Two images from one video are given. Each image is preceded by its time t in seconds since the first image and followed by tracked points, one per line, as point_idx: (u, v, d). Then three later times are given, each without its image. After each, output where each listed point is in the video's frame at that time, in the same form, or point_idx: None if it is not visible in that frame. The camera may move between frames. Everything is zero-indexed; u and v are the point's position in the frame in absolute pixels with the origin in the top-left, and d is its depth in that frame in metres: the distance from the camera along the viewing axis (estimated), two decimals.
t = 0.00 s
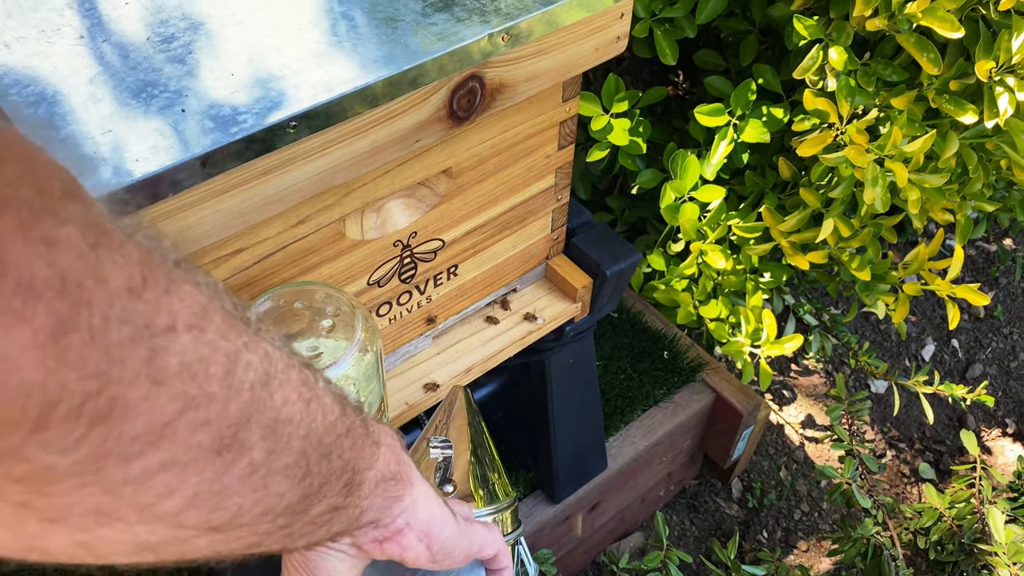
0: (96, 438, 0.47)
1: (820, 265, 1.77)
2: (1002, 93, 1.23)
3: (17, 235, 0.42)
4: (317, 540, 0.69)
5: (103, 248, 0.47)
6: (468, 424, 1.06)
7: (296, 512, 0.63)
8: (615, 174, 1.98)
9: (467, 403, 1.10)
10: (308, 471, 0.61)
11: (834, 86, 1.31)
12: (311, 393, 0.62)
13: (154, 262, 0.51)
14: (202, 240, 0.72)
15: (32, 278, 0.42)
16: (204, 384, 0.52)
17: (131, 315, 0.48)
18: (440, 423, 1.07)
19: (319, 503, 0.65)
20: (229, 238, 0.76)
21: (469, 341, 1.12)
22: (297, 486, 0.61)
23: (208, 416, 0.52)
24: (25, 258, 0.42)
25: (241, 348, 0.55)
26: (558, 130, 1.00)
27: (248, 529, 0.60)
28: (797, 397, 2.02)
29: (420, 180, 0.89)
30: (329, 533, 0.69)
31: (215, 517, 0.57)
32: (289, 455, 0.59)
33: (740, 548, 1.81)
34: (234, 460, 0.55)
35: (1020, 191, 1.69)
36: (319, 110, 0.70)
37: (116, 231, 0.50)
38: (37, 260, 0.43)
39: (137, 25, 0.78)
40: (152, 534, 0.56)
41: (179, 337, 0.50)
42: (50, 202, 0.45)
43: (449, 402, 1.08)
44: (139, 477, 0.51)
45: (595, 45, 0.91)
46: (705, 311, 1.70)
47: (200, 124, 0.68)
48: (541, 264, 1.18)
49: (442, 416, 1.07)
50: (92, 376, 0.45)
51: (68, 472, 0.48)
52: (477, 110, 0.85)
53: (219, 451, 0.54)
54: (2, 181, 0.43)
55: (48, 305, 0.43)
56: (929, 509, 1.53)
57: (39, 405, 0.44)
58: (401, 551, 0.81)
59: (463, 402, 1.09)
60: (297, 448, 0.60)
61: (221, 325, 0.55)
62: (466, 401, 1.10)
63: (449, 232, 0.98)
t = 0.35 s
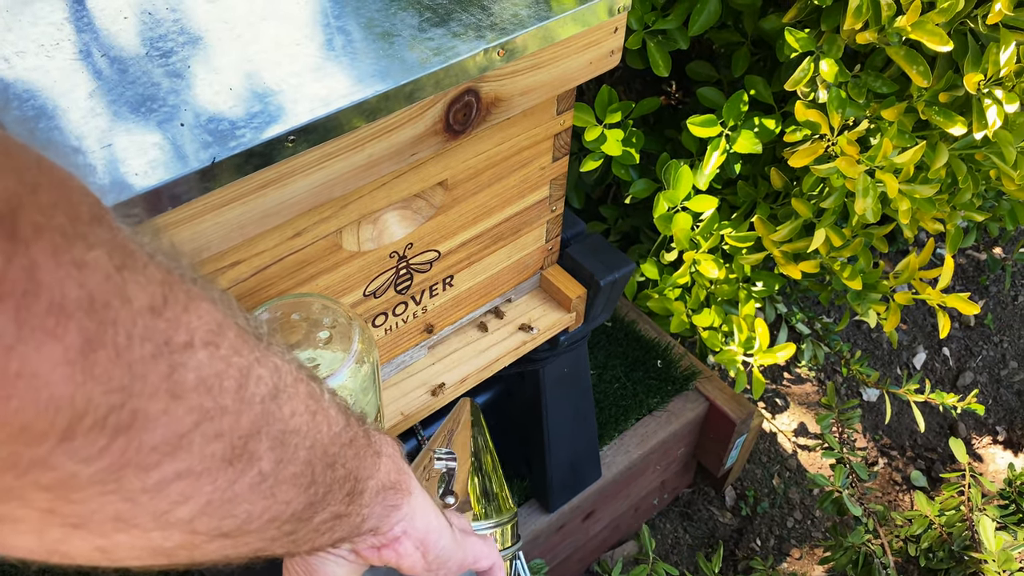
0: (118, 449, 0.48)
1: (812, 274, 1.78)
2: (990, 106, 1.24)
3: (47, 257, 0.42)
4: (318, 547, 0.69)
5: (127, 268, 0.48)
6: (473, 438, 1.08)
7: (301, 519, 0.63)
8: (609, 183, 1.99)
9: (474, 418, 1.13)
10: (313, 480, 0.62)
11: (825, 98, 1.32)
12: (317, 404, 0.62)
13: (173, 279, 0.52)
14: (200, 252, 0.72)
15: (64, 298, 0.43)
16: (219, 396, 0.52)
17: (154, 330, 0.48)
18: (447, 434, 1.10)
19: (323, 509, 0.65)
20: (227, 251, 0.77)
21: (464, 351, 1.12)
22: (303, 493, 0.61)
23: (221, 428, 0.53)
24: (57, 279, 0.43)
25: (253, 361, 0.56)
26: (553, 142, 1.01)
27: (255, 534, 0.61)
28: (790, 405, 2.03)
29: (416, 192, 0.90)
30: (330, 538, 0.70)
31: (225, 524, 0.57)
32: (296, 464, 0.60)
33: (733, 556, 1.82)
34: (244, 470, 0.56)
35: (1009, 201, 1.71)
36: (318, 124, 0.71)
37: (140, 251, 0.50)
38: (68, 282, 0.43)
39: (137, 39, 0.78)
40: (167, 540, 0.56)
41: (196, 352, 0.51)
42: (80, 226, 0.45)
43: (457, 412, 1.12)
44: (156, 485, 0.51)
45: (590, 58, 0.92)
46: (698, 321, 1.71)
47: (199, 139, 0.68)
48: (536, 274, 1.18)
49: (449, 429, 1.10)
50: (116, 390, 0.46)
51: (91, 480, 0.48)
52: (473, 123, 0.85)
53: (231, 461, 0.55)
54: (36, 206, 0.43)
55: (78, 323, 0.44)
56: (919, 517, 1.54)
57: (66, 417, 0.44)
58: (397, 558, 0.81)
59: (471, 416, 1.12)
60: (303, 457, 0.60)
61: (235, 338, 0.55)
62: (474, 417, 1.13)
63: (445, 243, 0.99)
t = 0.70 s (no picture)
0: (107, 457, 0.48)
1: (806, 277, 1.79)
2: (983, 109, 1.25)
3: (40, 267, 0.43)
4: (306, 552, 0.69)
5: (118, 278, 0.48)
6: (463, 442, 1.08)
7: (290, 526, 0.63)
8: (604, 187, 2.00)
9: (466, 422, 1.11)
10: (303, 488, 0.62)
11: (819, 100, 1.33)
12: (307, 413, 0.62)
13: (164, 287, 0.52)
14: (195, 253, 0.72)
15: (53, 308, 0.43)
16: (208, 405, 0.52)
17: (143, 340, 0.48)
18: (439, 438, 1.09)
19: (313, 516, 0.65)
20: (222, 251, 0.76)
21: (459, 353, 1.12)
22: (292, 501, 0.61)
23: (211, 436, 0.53)
24: (48, 289, 0.43)
25: (244, 370, 0.56)
26: (548, 144, 1.01)
27: (244, 542, 0.60)
28: (785, 408, 2.04)
29: (411, 194, 0.90)
30: (319, 545, 0.70)
31: (215, 531, 0.57)
32: (286, 473, 0.59)
33: (728, 558, 1.82)
34: (233, 478, 0.56)
35: (1002, 205, 1.72)
36: (312, 125, 0.71)
37: (132, 260, 0.50)
38: (59, 292, 0.44)
39: (133, 40, 0.78)
40: (155, 547, 0.56)
41: (186, 361, 0.51)
42: (71, 237, 0.45)
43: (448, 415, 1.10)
44: (145, 493, 0.51)
45: (584, 60, 0.92)
46: (693, 323, 1.71)
47: (195, 139, 0.68)
48: (531, 276, 1.18)
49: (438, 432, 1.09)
50: (106, 399, 0.46)
51: (78, 489, 0.48)
52: (468, 125, 0.86)
53: (220, 469, 0.54)
54: (28, 218, 0.43)
55: (68, 333, 0.44)
56: (913, 518, 1.54)
57: (55, 426, 0.44)
58: (387, 564, 0.80)
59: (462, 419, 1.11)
60: (292, 465, 0.60)
61: (226, 347, 0.55)
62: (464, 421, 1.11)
63: (440, 245, 0.99)
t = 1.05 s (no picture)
0: (96, 467, 0.48)
1: (803, 278, 1.80)
2: (979, 111, 1.25)
3: (32, 276, 0.43)
4: (294, 563, 0.70)
5: (110, 288, 0.48)
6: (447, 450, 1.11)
7: (279, 536, 0.63)
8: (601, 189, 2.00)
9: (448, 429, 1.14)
10: (290, 497, 0.62)
11: (815, 103, 1.33)
12: (297, 423, 0.62)
13: (156, 297, 0.52)
14: (195, 254, 0.73)
15: (46, 316, 0.44)
16: (196, 415, 0.52)
17: (134, 350, 0.49)
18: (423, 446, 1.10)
19: (301, 526, 0.65)
20: (223, 252, 0.77)
21: (458, 354, 1.13)
22: (280, 510, 0.61)
23: (201, 446, 0.53)
24: (40, 299, 0.43)
25: (233, 380, 0.56)
26: (547, 146, 1.02)
27: (233, 551, 0.61)
28: (782, 409, 2.05)
29: (410, 195, 0.91)
30: (307, 554, 0.70)
31: (203, 540, 0.57)
32: (275, 482, 0.60)
33: (726, 560, 1.82)
34: (222, 487, 0.56)
35: (998, 206, 1.73)
36: (311, 127, 0.71)
37: (124, 271, 0.50)
38: (51, 301, 0.44)
39: (134, 42, 0.79)
40: (144, 556, 0.56)
41: (177, 371, 0.51)
42: (63, 246, 0.46)
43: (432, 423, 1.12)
44: (134, 502, 0.52)
45: (581, 62, 0.93)
46: (690, 325, 1.72)
47: (195, 140, 0.69)
48: (530, 277, 1.19)
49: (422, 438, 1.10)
50: (96, 408, 0.47)
51: (67, 499, 0.49)
52: (467, 126, 0.86)
53: (209, 479, 0.55)
54: (20, 227, 0.44)
55: (58, 342, 0.44)
56: (911, 519, 1.55)
57: (45, 435, 0.45)
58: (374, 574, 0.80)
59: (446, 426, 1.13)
60: (281, 475, 0.60)
61: (216, 357, 0.55)
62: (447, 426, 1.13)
63: (440, 245, 0.99)
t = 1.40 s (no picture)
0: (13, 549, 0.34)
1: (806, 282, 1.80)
2: (982, 115, 1.26)
3: None
4: None
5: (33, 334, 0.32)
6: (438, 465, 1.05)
7: None
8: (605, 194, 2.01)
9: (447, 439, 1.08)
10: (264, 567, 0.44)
11: (819, 107, 1.34)
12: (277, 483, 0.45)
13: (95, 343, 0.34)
14: (206, 258, 0.73)
15: None
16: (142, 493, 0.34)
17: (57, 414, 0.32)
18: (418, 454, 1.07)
19: None
20: (232, 256, 0.77)
21: (463, 357, 1.13)
22: None
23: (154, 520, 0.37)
24: None
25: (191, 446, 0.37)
26: (553, 150, 1.02)
27: None
28: (785, 413, 2.06)
29: (417, 200, 0.91)
30: None
31: None
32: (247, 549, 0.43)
33: (730, 563, 1.82)
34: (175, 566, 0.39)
35: (1000, 210, 1.74)
36: (319, 132, 0.72)
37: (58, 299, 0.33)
38: None
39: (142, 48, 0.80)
40: None
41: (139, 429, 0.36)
42: None
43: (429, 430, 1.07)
44: None
45: (588, 67, 0.93)
46: (694, 328, 1.73)
47: (205, 146, 0.69)
48: (535, 281, 1.19)
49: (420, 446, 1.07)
50: None
51: None
52: (474, 131, 0.86)
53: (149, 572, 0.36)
54: None
55: None
56: (915, 522, 1.55)
57: None
58: None
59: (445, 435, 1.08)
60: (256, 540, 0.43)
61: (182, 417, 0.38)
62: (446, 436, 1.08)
63: (446, 249, 1.00)
